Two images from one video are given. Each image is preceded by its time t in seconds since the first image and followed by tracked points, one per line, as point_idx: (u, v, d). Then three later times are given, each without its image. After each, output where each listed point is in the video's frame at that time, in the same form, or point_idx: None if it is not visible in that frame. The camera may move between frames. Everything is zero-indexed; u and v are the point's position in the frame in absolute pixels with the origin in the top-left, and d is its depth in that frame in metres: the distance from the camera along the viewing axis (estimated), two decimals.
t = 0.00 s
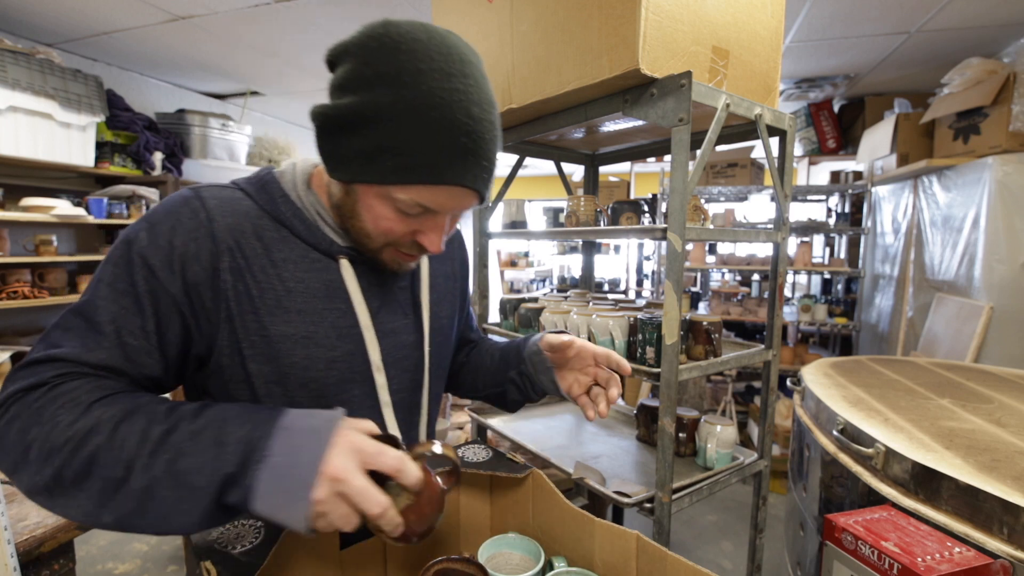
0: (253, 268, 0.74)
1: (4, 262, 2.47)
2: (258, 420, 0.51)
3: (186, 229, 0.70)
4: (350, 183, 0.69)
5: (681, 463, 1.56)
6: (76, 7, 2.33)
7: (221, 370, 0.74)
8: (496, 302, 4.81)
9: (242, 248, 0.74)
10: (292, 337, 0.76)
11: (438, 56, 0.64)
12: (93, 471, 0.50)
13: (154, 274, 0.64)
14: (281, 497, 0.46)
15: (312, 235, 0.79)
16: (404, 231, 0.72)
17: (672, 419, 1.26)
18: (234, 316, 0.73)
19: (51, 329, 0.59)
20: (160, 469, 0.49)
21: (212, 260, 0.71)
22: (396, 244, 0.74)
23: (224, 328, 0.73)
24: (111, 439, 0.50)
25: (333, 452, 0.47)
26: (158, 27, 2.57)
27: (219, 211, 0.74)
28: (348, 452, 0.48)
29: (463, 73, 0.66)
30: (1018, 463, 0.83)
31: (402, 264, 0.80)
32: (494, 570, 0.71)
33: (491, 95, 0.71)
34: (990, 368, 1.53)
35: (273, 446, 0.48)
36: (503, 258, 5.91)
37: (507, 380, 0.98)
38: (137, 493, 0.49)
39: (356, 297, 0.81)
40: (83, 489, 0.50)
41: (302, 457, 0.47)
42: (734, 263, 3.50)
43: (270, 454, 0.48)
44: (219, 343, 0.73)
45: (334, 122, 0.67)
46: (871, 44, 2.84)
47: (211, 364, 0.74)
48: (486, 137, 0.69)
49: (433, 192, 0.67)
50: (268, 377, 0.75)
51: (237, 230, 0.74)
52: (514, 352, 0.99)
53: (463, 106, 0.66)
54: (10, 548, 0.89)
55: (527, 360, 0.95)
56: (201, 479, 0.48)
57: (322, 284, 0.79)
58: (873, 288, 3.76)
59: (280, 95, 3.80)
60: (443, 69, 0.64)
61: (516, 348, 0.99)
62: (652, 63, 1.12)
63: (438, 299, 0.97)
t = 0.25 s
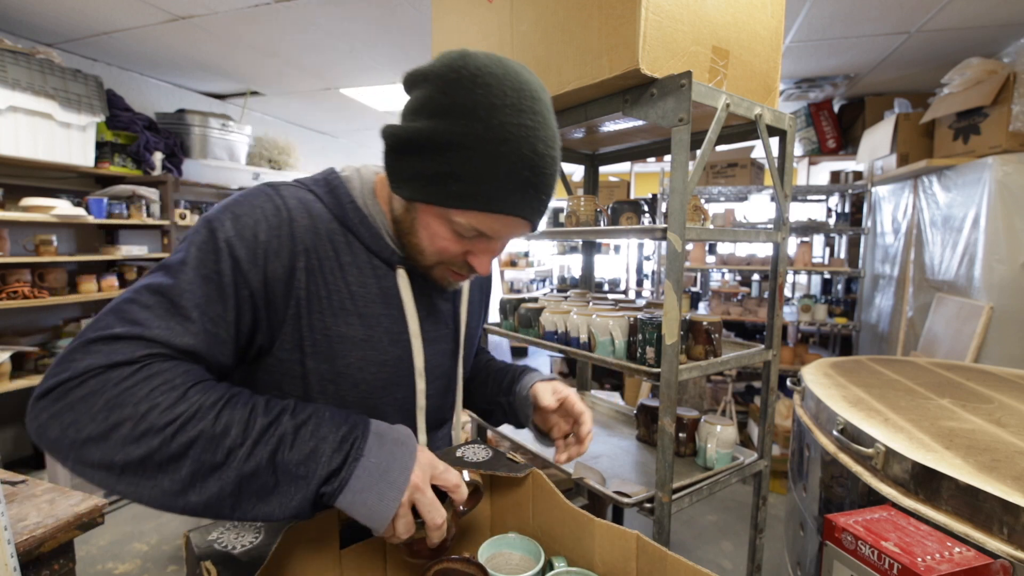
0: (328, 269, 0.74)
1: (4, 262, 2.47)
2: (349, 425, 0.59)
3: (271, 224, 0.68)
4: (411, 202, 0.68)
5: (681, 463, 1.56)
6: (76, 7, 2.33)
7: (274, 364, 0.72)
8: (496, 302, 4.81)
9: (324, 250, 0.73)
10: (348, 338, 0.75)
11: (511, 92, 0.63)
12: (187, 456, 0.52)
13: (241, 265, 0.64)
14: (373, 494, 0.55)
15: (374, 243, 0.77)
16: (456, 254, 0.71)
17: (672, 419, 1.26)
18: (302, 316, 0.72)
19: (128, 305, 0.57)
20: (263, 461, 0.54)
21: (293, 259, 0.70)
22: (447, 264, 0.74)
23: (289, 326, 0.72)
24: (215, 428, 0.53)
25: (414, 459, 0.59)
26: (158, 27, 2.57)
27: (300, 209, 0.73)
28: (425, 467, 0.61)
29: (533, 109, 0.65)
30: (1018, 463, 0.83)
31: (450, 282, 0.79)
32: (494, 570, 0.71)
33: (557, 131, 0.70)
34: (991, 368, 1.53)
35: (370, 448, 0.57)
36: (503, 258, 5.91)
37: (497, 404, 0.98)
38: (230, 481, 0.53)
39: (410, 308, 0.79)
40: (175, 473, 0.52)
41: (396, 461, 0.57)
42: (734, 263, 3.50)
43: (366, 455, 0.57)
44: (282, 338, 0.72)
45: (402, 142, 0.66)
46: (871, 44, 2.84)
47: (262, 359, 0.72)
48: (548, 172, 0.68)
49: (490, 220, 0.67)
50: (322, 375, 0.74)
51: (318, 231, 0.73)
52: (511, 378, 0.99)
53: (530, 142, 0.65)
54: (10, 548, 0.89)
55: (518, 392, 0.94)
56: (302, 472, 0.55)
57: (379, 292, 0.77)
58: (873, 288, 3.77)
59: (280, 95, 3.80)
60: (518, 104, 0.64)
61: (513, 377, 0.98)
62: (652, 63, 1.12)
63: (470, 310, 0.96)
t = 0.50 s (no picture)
0: (365, 267, 0.80)
1: (4, 262, 2.47)
2: (368, 423, 0.61)
3: (312, 218, 0.74)
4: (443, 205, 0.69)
5: (681, 463, 1.56)
6: (76, 7, 2.32)
7: (302, 353, 0.77)
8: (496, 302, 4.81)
9: (363, 249, 0.80)
10: (375, 334, 0.80)
11: (552, 114, 0.64)
12: (207, 431, 0.54)
13: (281, 253, 0.69)
14: (379, 496, 0.57)
15: (409, 246, 0.82)
16: (482, 260, 0.72)
17: (672, 419, 1.26)
18: (334, 307, 0.78)
19: (173, 275, 0.61)
20: (280, 443, 0.56)
21: (332, 253, 0.76)
22: (472, 270, 0.75)
23: (320, 317, 0.77)
24: (238, 405, 0.55)
25: (422, 469, 0.61)
26: (158, 27, 2.57)
27: (341, 208, 0.79)
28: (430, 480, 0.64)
29: (573, 131, 0.66)
30: (1018, 463, 0.83)
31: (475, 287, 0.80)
32: (494, 570, 0.71)
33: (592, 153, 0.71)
34: (991, 368, 1.53)
35: (384, 451, 0.59)
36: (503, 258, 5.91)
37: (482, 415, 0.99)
38: (244, 462, 0.54)
39: (434, 311, 0.84)
40: (193, 445, 0.54)
41: (407, 465, 0.60)
42: (734, 263, 3.50)
43: (378, 458, 0.59)
44: (313, 329, 0.77)
45: (442, 151, 0.67)
46: (872, 43, 2.83)
47: (291, 345, 0.78)
48: (582, 192, 0.69)
49: (518, 234, 0.68)
50: (350, 367, 0.80)
51: (357, 230, 0.79)
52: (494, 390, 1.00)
53: (566, 163, 0.65)
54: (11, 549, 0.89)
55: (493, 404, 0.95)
56: (315, 463, 0.57)
57: (408, 294, 0.82)
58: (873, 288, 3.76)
59: (280, 95, 3.80)
60: (560, 127, 0.64)
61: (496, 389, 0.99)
62: (652, 63, 1.12)
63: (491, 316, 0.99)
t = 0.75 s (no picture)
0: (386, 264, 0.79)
1: (4, 262, 2.47)
2: (384, 431, 0.64)
3: (338, 214, 0.75)
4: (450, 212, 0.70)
5: (681, 463, 1.56)
6: (76, 7, 2.33)
7: (322, 343, 0.78)
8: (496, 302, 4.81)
9: (386, 246, 0.79)
10: (391, 330, 0.80)
11: (559, 122, 0.65)
12: (234, 429, 0.57)
13: (308, 249, 0.70)
14: (390, 504, 0.60)
15: (422, 248, 0.80)
16: (488, 267, 0.72)
17: (672, 419, 1.26)
18: (355, 302, 0.78)
19: (205, 270, 0.63)
20: (302, 446, 0.59)
21: (356, 249, 0.76)
22: (478, 275, 0.75)
23: (340, 311, 0.77)
24: (264, 407, 0.58)
25: (433, 481, 0.64)
26: (158, 27, 2.57)
27: (367, 204, 0.80)
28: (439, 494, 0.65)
29: (579, 138, 0.66)
30: (1018, 463, 0.83)
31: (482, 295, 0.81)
32: (494, 570, 0.70)
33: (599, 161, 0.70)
34: (991, 368, 1.53)
35: (395, 461, 0.62)
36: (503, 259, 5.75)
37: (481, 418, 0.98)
38: (266, 460, 0.57)
39: (442, 314, 0.83)
40: (219, 440, 0.57)
41: (418, 474, 0.63)
42: (734, 263, 3.50)
43: (392, 467, 0.61)
44: (334, 322, 0.77)
45: (452, 157, 0.68)
46: (871, 44, 2.83)
47: (313, 336, 0.78)
48: (587, 199, 0.69)
49: (522, 240, 0.68)
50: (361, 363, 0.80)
51: (381, 227, 0.79)
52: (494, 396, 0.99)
53: (572, 171, 0.66)
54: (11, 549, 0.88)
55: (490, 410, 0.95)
56: (332, 466, 0.60)
57: (419, 297, 0.81)
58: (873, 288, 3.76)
59: (280, 95, 3.80)
60: (566, 134, 0.65)
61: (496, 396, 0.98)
62: (652, 63, 1.12)
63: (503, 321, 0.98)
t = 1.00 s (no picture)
0: (408, 261, 0.77)
1: (4, 262, 2.47)
2: (406, 428, 0.65)
3: (365, 210, 0.74)
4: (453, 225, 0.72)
5: (681, 463, 1.56)
6: (76, 7, 2.33)
7: (342, 334, 0.77)
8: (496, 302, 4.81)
9: (411, 243, 0.77)
10: (407, 327, 0.78)
11: (556, 133, 0.64)
12: (263, 423, 0.58)
13: (335, 245, 0.69)
14: (408, 499, 0.62)
15: (434, 250, 0.78)
16: (489, 280, 0.72)
17: (672, 419, 1.26)
18: (377, 297, 0.77)
19: (235, 266, 0.63)
20: (328, 441, 0.60)
21: (381, 245, 0.75)
22: (482, 287, 0.75)
23: (363, 305, 0.76)
24: (293, 403, 0.60)
25: (449, 480, 0.65)
26: (158, 27, 2.57)
27: (395, 200, 0.78)
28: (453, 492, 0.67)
29: (575, 149, 0.64)
30: (1017, 463, 0.83)
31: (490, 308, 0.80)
32: (494, 570, 0.70)
33: (602, 170, 0.69)
34: (991, 368, 1.53)
35: (416, 457, 0.64)
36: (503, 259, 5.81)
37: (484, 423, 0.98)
38: (293, 454, 0.59)
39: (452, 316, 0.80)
40: (251, 432, 0.59)
41: (437, 472, 0.64)
42: (734, 263, 3.50)
43: (411, 463, 0.63)
44: (354, 316, 0.76)
45: (453, 171, 0.69)
46: (871, 44, 2.83)
47: (335, 327, 0.77)
48: (587, 209, 0.68)
49: (519, 253, 0.68)
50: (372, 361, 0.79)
51: (406, 223, 0.77)
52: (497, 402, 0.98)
53: (568, 182, 0.65)
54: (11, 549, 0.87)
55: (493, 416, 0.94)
56: (356, 460, 0.62)
57: (433, 299, 0.79)
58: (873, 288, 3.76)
59: (280, 95, 3.80)
60: (563, 146, 0.64)
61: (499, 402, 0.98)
62: (652, 63, 1.12)
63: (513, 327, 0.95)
